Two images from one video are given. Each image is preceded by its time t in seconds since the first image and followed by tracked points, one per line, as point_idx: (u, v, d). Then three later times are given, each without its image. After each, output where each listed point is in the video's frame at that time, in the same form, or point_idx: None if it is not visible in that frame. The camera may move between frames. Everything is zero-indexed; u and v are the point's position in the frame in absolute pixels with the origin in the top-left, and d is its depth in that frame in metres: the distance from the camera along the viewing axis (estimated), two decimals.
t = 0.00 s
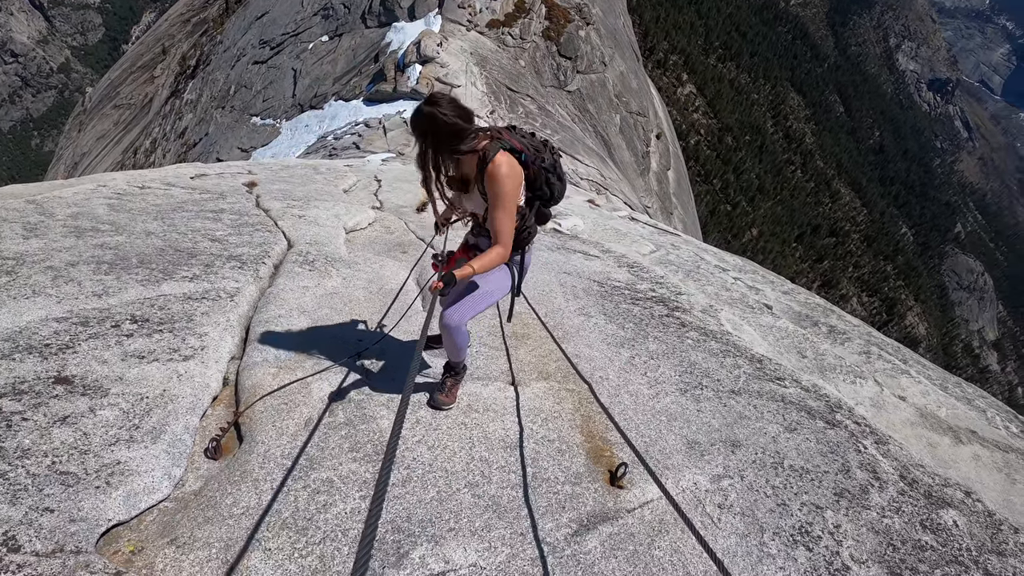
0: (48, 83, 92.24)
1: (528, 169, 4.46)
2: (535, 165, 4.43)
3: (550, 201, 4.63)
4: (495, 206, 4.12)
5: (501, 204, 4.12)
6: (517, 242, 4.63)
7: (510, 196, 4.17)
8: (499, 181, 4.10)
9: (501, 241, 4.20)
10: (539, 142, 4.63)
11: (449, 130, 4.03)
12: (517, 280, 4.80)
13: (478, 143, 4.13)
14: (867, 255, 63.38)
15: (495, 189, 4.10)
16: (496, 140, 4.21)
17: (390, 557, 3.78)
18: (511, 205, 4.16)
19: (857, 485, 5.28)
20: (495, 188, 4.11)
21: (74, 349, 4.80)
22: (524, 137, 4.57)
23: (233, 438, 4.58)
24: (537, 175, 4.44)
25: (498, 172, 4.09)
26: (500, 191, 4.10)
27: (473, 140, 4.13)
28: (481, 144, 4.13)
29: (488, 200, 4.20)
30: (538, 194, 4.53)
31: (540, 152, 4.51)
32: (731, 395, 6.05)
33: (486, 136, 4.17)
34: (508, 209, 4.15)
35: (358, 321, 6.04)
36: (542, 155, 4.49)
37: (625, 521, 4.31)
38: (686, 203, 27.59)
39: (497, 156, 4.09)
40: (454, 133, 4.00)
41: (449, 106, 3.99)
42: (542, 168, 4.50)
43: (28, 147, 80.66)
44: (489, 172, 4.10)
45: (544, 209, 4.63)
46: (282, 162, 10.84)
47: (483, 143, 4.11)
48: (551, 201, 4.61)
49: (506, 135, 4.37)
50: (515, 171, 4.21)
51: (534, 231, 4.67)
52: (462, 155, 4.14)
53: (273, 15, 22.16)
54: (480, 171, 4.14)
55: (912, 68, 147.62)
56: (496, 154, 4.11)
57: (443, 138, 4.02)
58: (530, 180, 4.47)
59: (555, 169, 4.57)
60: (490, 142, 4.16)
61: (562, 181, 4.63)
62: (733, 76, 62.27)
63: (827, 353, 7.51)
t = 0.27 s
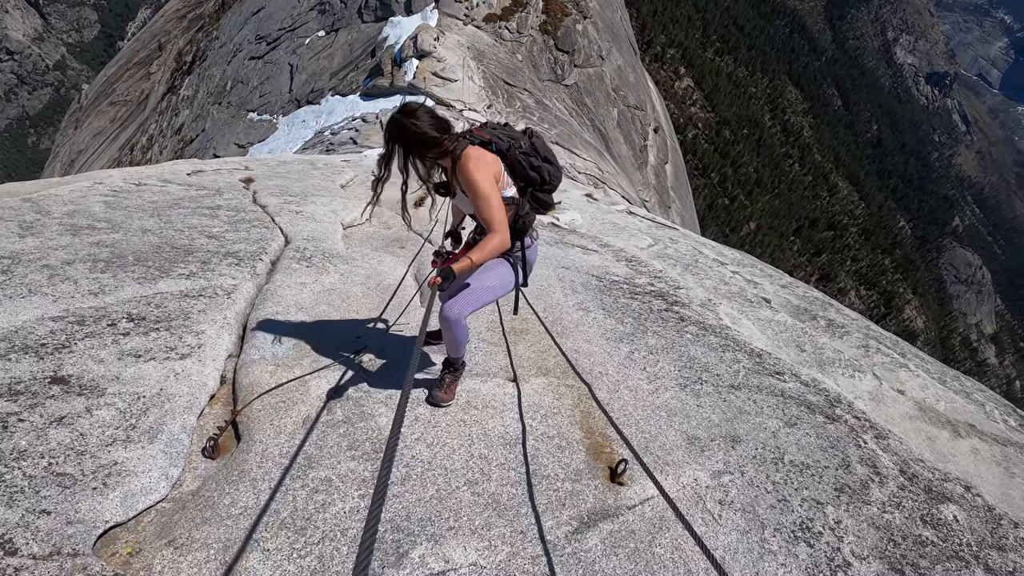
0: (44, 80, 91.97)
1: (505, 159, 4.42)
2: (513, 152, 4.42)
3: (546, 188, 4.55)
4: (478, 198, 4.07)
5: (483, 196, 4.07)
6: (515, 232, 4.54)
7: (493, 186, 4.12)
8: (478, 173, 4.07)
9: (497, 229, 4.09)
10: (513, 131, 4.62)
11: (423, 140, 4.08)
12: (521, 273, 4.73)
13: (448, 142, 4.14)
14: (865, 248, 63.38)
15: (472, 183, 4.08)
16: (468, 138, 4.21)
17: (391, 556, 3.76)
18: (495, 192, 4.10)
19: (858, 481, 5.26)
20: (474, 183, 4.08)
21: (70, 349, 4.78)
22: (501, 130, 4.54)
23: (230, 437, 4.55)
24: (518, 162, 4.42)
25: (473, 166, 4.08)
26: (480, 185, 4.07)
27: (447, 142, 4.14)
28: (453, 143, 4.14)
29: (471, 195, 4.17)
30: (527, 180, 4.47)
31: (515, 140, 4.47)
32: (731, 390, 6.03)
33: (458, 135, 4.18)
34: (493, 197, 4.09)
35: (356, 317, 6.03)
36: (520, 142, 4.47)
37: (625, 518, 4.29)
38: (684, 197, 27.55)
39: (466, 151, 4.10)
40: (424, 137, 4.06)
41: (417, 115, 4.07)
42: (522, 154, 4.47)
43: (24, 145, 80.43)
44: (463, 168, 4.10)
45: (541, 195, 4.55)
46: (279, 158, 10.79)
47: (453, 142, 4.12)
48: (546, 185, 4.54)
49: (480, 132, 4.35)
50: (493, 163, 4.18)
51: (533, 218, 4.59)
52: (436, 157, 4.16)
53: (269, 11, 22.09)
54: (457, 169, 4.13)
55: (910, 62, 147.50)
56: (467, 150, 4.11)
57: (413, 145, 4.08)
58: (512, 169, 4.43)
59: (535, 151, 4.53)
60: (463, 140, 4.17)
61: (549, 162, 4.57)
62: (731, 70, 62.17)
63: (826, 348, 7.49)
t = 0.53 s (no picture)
0: (42, 80, 91.89)
1: (486, 154, 4.37)
2: (491, 145, 4.36)
3: (533, 175, 4.48)
4: (466, 193, 4.05)
5: (472, 190, 4.04)
6: (510, 224, 4.47)
7: (481, 179, 4.11)
8: (461, 169, 4.08)
9: (493, 216, 4.01)
10: (494, 128, 4.58)
11: (410, 150, 4.18)
12: (522, 270, 4.67)
13: (430, 147, 4.22)
14: (865, 243, 63.37)
15: (458, 181, 4.06)
16: (448, 142, 4.26)
17: (389, 558, 3.74)
18: (481, 182, 4.07)
19: (858, 478, 5.25)
20: (458, 180, 4.07)
21: (68, 350, 4.76)
22: (483, 127, 4.52)
23: (229, 438, 4.55)
24: (498, 154, 4.35)
25: (455, 166, 4.10)
26: (465, 182, 4.06)
27: (431, 149, 4.21)
28: (434, 148, 4.19)
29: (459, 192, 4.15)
30: (513, 170, 4.42)
31: (493, 134, 4.43)
32: (731, 387, 6.02)
33: (436, 140, 4.24)
34: (482, 187, 4.06)
35: (356, 314, 6.04)
36: (495, 135, 4.44)
37: (626, 518, 4.28)
38: (684, 193, 27.52)
39: (449, 152, 4.15)
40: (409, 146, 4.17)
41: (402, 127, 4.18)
42: (500, 147, 4.42)
43: (23, 145, 80.34)
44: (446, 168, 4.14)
45: (530, 184, 4.47)
46: (277, 155, 10.77)
47: (433, 146, 4.19)
48: (534, 172, 4.48)
49: (459, 132, 4.38)
50: (478, 159, 4.19)
51: (527, 208, 4.51)
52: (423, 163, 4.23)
53: (267, 8, 22.03)
54: (441, 173, 4.15)
55: (909, 57, 147.37)
56: (449, 151, 4.16)
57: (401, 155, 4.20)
58: (494, 163, 4.38)
59: (514, 141, 4.48)
60: (446, 143, 4.24)
61: (532, 151, 4.53)
62: (730, 65, 62.06)
63: (827, 343, 7.48)
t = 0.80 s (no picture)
0: (42, 85, 92.04)
1: (479, 163, 4.41)
2: (484, 155, 4.40)
3: (527, 182, 4.50)
4: (458, 202, 4.10)
5: (464, 199, 4.10)
6: (505, 230, 4.50)
7: (474, 187, 4.16)
8: (453, 178, 4.12)
9: (486, 225, 4.06)
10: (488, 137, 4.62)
11: (405, 163, 4.27)
12: (519, 275, 4.69)
13: (424, 159, 4.30)
14: (866, 244, 63.36)
15: (451, 191, 4.12)
16: (441, 154, 4.32)
17: (389, 562, 3.78)
18: (473, 192, 4.12)
19: (857, 479, 5.28)
20: (452, 191, 4.12)
21: (71, 357, 4.80)
22: (477, 136, 4.56)
23: (230, 443, 4.58)
24: (488, 162, 4.38)
25: (447, 175, 4.15)
26: (458, 192, 4.11)
27: (423, 161, 4.29)
28: (427, 160, 4.27)
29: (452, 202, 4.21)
30: (506, 178, 4.45)
31: (485, 143, 4.47)
32: (730, 389, 6.05)
33: (429, 152, 4.32)
34: (475, 195, 4.11)
35: (357, 319, 6.07)
36: (489, 144, 4.46)
37: (624, 520, 4.31)
38: (684, 194, 27.55)
39: (442, 164, 4.22)
40: (404, 159, 4.28)
41: (397, 142, 4.29)
42: (490, 155, 4.44)
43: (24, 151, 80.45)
44: (439, 179, 4.20)
45: (525, 191, 4.49)
46: (277, 160, 10.82)
47: (426, 159, 4.27)
48: (527, 178, 4.50)
49: (452, 142, 4.42)
50: (470, 169, 4.24)
51: (522, 213, 4.53)
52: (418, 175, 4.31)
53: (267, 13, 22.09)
54: (434, 184, 4.22)
55: (909, 57, 147.30)
56: (442, 162, 4.22)
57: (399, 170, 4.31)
58: (486, 171, 4.40)
59: (505, 148, 4.50)
60: (439, 154, 4.32)
61: (523, 156, 4.55)
62: (729, 67, 62.07)
63: (827, 344, 7.51)
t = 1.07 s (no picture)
0: (43, 93, 92.30)
1: (473, 174, 4.42)
2: (477, 166, 4.41)
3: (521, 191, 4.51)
4: (451, 214, 4.12)
5: (456, 211, 4.12)
6: (500, 241, 4.52)
7: (467, 199, 4.18)
8: (445, 191, 4.15)
9: (478, 236, 4.08)
10: (482, 146, 4.63)
11: (400, 175, 4.32)
12: (515, 285, 4.71)
13: (418, 170, 4.34)
14: (866, 246, 63.40)
15: (443, 204, 4.15)
16: (435, 164, 4.35)
17: (389, 567, 3.80)
18: (466, 204, 4.14)
19: (856, 482, 5.30)
20: (445, 202, 4.15)
21: (72, 365, 4.83)
22: (470, 146, 4.58)
23: (232, 451, 4.59)
24: (481, 173, 4.39)
25: (439, 187, 4.17)
26: (451, 203, 4.14)
27: (417, 172, 4.33)
28: (421, 171, 4.31)
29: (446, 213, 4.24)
30: (500, 187, 4.46)
31: (477, 154, 4.48)
32: (729, 393, 6.08)
33: (422, 163, 4.36)
34: (468, 207, 4.14)
35: (356, 327, 6.09)
36: (482, 154, 4.48)
37: (623, 524, 4.33)
38: (683, 198, 27.59)
39: (435, 175, 4.25)
40: (399, 172, 4.32)
41: (391, 153, 4.33)
42: (483, 165, 4.45)
43: (25, 159, 80.63)
44: (432, 190, 4.23)
45: (518, 201, 4.52)
46: (277, 169, 10.86)
47: (420, 169, 4.31)
48: (520, 187, 4.52)
49: (445, 154, 4.45)
50: (463, 180, 4.26)
51: (517, 222, 4.56)
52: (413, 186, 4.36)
53: (266, 21, 22.16)
54: (427, 196, 4.25)
55: (907, 59, 147.55)
56: (435, 173, 4.25)
57: (394, 181, 4.37)
58: (479, 182, 4.42)
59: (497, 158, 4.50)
60: (433, 165, 4.35)
61: (516, 166, 4.55)
62: (727, 71, 62.18)
63: (827, 347, 7.54)
